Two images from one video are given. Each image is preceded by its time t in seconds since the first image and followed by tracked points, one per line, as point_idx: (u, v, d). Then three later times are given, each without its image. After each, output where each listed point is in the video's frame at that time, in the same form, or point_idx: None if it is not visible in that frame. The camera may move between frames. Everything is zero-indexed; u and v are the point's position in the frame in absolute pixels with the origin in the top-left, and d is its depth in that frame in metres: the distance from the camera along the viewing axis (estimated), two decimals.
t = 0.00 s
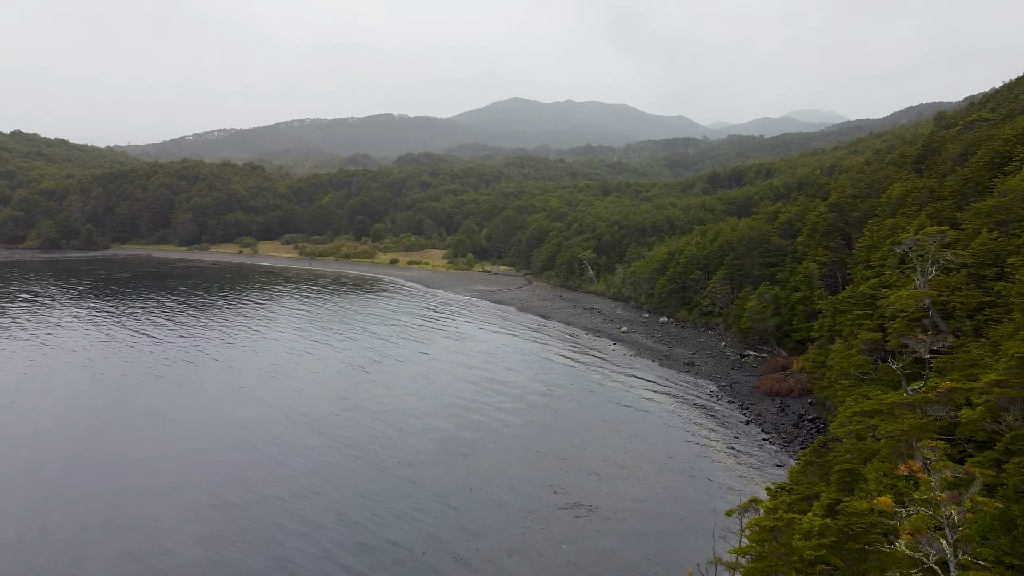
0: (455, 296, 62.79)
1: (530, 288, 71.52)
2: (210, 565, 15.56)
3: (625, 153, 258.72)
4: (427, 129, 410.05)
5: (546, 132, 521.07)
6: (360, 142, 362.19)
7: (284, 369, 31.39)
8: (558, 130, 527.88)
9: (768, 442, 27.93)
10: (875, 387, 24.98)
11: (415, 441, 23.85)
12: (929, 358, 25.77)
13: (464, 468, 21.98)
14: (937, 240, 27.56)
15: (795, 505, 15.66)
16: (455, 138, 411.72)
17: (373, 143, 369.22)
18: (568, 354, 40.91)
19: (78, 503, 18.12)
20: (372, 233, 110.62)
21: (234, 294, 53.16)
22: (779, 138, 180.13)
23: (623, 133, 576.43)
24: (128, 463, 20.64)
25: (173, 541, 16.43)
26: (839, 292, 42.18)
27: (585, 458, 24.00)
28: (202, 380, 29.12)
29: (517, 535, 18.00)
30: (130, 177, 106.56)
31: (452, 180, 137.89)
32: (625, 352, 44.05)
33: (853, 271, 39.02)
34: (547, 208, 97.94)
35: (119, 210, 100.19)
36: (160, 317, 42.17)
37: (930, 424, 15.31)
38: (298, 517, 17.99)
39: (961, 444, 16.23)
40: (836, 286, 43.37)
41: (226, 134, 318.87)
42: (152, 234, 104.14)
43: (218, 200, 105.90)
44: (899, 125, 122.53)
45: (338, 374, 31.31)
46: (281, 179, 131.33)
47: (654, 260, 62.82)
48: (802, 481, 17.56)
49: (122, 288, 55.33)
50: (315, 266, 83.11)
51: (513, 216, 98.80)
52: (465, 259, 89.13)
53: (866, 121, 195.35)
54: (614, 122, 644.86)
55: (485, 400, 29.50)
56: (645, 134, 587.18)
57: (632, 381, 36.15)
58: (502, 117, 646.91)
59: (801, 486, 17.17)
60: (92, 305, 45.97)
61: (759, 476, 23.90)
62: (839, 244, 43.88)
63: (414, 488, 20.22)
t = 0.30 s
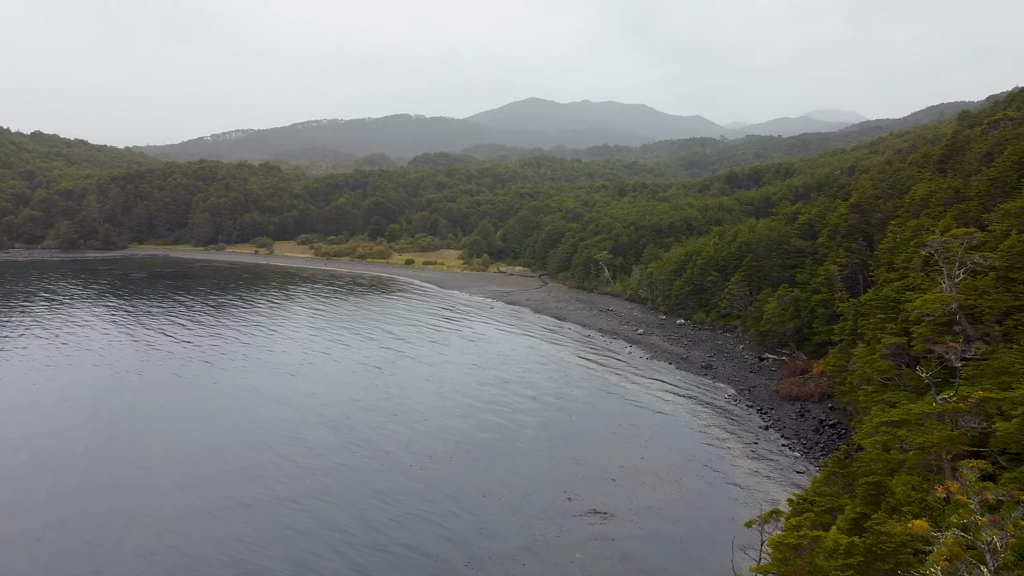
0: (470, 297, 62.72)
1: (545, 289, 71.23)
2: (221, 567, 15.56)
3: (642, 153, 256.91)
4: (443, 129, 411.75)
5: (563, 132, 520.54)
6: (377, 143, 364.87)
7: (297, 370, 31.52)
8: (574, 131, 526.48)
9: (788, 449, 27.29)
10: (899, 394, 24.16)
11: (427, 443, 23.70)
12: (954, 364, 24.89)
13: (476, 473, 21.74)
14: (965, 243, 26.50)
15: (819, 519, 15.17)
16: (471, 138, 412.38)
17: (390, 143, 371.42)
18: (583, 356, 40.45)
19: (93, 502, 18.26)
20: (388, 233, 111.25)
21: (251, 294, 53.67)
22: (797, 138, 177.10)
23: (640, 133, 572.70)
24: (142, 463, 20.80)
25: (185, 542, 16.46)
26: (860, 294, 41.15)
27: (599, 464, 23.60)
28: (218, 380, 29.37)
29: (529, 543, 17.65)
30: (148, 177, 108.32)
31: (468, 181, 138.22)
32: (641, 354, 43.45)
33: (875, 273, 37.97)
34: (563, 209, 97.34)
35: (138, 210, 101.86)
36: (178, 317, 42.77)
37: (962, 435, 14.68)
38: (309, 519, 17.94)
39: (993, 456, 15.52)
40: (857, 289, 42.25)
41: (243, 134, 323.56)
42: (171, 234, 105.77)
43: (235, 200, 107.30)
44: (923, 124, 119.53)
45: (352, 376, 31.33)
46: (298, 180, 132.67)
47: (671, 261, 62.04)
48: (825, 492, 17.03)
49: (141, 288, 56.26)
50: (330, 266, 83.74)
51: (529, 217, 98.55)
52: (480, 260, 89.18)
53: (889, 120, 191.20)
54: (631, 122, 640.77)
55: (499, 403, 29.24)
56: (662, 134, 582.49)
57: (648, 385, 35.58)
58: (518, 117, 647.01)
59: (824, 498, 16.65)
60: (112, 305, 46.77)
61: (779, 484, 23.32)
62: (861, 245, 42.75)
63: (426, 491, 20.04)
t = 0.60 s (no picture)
0: (486, 298, 62.59)
1: (561, 290, 70.84)
2: (236, 571, 15.68)
3: (660, 153, 254.64)
4: (460, 129, 412.90)
5: (581, 131, 518.75)
6: (394, 143, 367.23)
7: (313, 372, 31.72)
8: (592, 130, 523.91)
9: (809, 455, 26.51)
10: (927, 401, 23.29)
11: (442, 449, 23.62)
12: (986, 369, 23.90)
13: (489, 480, 21.52)
14: (996, 243, 25.40)
15: (845, 534, 14.61)
16: (488, 137, 412.49)
17: (407, 143, 373.19)
18: (599, 358, 39.98)
19: (110, 502, 18.45)
20: (405, 233, 111.82)
21: (269, 295, 54.25)
22: (818, 138, 173.79)
23: (658, 132, 567.87)
24: (158, 465, 20.98)
25: (199, 546, 16.61)
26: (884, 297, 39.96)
27: (615, 470, 23.23)
28: (235, 381, 29.68)
29: (542, 550, 17.41)
30: (166, 177, 109.98)
31: (484, 181, 138.37)
32: (659, 356, 42.86)
33: (900, 275, 36.80)
34: (580, 209, 96.61)
35: (157, 210, 103.46)
36: (194, 318, 43.42)
37: (997, 448, 13.98)
38: (323, 524, 18.01)
39: None
40: (882, 291, 41.03)
41: (261, 134, 327.84)
42: (190, 234, 107.25)
43: (252, 200, 108.63)
44: (949, 122, 116.42)
45: (367, 378, 31.39)
46: (316, 180, 133.95)
47: (690, 262, 61.13)
48: (851, 505, 16.39)
49: (160, 288, 57.19)
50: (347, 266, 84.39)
51: (546, 217, 98.14)
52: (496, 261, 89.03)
53: (913, 118, 186.66)
54: (649, 121, 635.50)
55: (513, 407, 29.01)
56: (681, 133, 576.68)
57: (665, 388, 35.01)
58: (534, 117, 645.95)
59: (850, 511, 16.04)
60: (132, 305, 47.61)
61: (801, 493, 22.62)
62: (886, 246, 41.49)
63: (438, 498, 19.99)
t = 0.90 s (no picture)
0: (502, 299, 62.39)
1: (577, 291, 70.32)
2: (247, 571, 15.71)
3: (678, 153, 252.45)
4: (476, 130, 413.88)
5: (598, 131, 517.06)
6: (410, 143, 369.30)
7: (326, 373, 31.81)
8: (608, 130, 521.14)
9: (830, 462, 25.77)
10: (954, 408, 22.38)
11: (453, 452, 23.48)
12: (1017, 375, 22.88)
13: (502, 485, 21.23)
14: None
15: (872, 552, 13.95)
16: (504, 137, 412.36)
17: (423, 144, 374.63)
18: (615, 361, 39.51)
19: (124, 501, 18.56)
20: (420, 233, 112.19)
21: (286, 295, 54.68)
22: (837, 138, 170.45)
23: (675, 132, 562.99)
24: (172, 465, 21.11)
25: (211, 546, 16.66)
26: (908, 299, 38.79)
27: (631, 476, 22.76)
28: (250, 382, 29.85)
29: (557, 557, 17.08)
30: (183, 178, 111.60)
31: (500, 181, 138.30)
32: (676, 359, 42.24)
33: (924, 277, 35.71)
34: (597, 209, 95.89)
35: (175, 210, 104.95)
36: (210, 318, 43.85)
37: None
38: (334, 527, 17.99)
39: None
40: (905, 294, 39.83)
41: (279, 135, 332.20)
42: (208, 234, 108.62)
43: (269, 200, 109.82)
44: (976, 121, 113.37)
45: (380, 379, 31.35)
46: (332, 180, 135.01)
47: (708, 263, 60.14)
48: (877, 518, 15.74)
49: (176, 288, 57.97)
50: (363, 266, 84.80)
51: (562, 218, 97.50)
52: (512, 261, 88.65)
53: (938, 118, 182.29)
54: (666, 121, 630.40)
55: (527, 410, 28.74)
56: (698, 133, 571.15)
57: (682, 392, 34.41)
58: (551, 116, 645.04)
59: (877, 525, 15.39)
60: (148, 305, 48.31)
61: (822, 500, 21.97)
62: (909, 247, 40.31)
63: (451, 501, 19.85)
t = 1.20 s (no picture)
0: (518, 300, 62.12)
1: (594, 292, 69.76)
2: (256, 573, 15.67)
3: (696, 153, 249.78)
4: (492, 130, 414.32)
5: (616, 130, 514.10)
6: (427, 143, 371.37)
7: (341, 373, 31.89)
8: (626, 130, 517.78)
9: (854, 470, 24.97)
10: (984, 416, 21.51)
11: (466, 455, 23.27)
12: None
13: (516, 490, 20.94)
14: None
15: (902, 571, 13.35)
16: (520, 137, 412.19)
17: (440, 143, 376.31)
18: (631, 364, 38.98)
19: (138, 502, 18.68)
20: (437, 234, 112.57)
21: (304, 296, 55.11)
22: (858, 138, 166.93)
23: (694, 132, 557.03)
24: (185, 466, 21.15)
25: (220, 551, 16.52)
26: (934, 303, 37.62)
27: (648, 483, 22.29)
28: (266, 382, 30.06)
29: (570, 567, 16.72)
30: (202, 179, 113.38)
31: (517, 181, 138.16)
32: (694, 362, 41.54)
33: (951, 280, 34.55)
34: (614, 209, 95.10)
35: (193, 210, 106.63)
36: (228, 318, 44.35)
37: None
38: (345, 530, 17.89)
39: None
40: (931, 297, 38.62)
41: (297, 135, 336.50)
42: (226, 234, 110.17)
43: (286, 200, 111.05)
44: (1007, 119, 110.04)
45: (394, 381, 31.32)
46: (349, 180, 136.16)
47: (728, 264, 59.13)
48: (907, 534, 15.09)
49: (192, 288, 58.76)
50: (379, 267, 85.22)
51: (579, 218, 96.94)
52: (528, 262, 88.37)
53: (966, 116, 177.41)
54: (685, 120, 624.19)
55: (542, 413, 28.43)
56: (718, 132, 564.44)
57: (700, 396, 33.78)
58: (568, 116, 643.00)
59: (907, 542, 14.74)
60: (164, 305, 49.02)
61: (844, 510, 21.27)
62: (935, 249, 39.10)
63: (463, 507, 19.51)
